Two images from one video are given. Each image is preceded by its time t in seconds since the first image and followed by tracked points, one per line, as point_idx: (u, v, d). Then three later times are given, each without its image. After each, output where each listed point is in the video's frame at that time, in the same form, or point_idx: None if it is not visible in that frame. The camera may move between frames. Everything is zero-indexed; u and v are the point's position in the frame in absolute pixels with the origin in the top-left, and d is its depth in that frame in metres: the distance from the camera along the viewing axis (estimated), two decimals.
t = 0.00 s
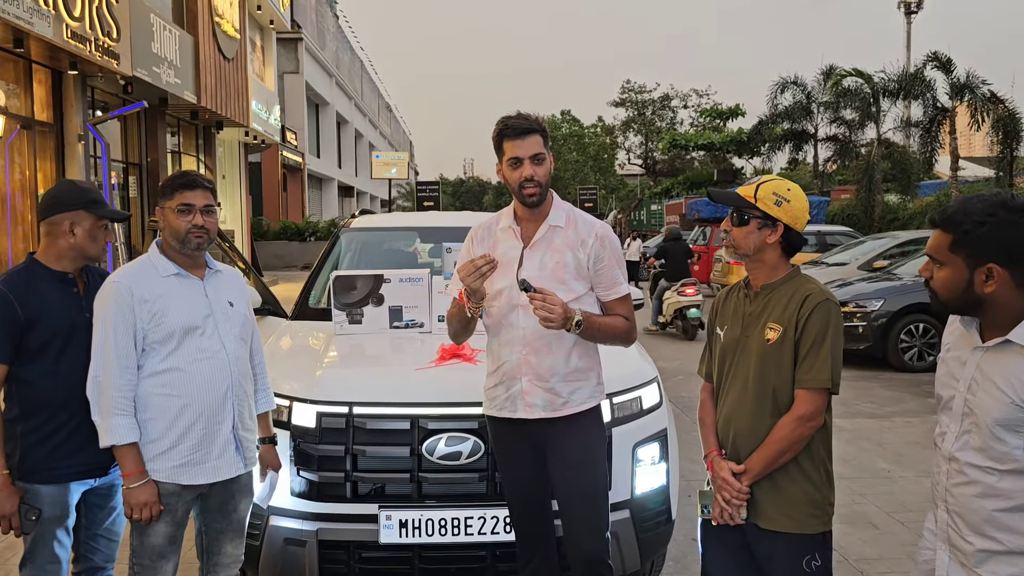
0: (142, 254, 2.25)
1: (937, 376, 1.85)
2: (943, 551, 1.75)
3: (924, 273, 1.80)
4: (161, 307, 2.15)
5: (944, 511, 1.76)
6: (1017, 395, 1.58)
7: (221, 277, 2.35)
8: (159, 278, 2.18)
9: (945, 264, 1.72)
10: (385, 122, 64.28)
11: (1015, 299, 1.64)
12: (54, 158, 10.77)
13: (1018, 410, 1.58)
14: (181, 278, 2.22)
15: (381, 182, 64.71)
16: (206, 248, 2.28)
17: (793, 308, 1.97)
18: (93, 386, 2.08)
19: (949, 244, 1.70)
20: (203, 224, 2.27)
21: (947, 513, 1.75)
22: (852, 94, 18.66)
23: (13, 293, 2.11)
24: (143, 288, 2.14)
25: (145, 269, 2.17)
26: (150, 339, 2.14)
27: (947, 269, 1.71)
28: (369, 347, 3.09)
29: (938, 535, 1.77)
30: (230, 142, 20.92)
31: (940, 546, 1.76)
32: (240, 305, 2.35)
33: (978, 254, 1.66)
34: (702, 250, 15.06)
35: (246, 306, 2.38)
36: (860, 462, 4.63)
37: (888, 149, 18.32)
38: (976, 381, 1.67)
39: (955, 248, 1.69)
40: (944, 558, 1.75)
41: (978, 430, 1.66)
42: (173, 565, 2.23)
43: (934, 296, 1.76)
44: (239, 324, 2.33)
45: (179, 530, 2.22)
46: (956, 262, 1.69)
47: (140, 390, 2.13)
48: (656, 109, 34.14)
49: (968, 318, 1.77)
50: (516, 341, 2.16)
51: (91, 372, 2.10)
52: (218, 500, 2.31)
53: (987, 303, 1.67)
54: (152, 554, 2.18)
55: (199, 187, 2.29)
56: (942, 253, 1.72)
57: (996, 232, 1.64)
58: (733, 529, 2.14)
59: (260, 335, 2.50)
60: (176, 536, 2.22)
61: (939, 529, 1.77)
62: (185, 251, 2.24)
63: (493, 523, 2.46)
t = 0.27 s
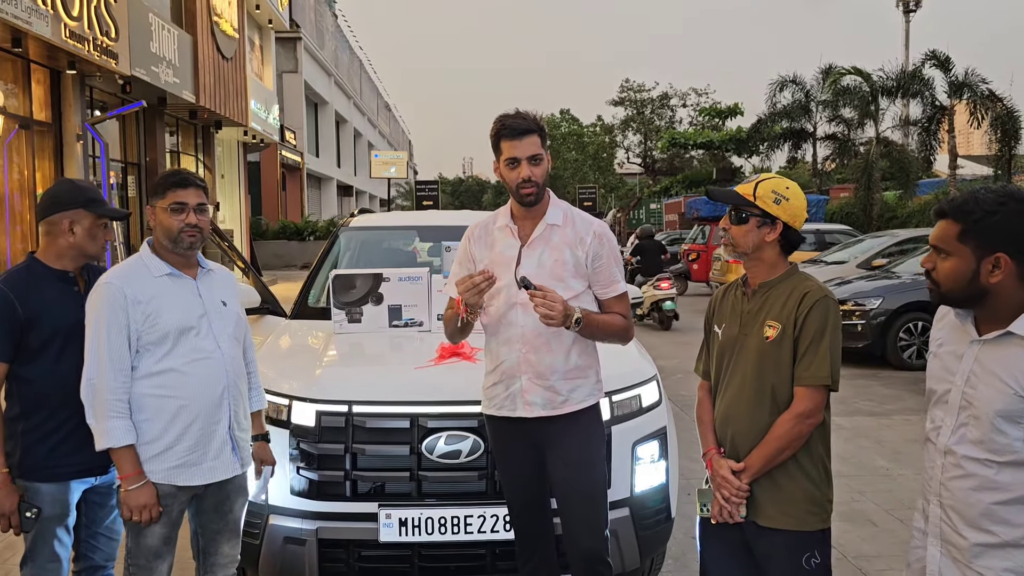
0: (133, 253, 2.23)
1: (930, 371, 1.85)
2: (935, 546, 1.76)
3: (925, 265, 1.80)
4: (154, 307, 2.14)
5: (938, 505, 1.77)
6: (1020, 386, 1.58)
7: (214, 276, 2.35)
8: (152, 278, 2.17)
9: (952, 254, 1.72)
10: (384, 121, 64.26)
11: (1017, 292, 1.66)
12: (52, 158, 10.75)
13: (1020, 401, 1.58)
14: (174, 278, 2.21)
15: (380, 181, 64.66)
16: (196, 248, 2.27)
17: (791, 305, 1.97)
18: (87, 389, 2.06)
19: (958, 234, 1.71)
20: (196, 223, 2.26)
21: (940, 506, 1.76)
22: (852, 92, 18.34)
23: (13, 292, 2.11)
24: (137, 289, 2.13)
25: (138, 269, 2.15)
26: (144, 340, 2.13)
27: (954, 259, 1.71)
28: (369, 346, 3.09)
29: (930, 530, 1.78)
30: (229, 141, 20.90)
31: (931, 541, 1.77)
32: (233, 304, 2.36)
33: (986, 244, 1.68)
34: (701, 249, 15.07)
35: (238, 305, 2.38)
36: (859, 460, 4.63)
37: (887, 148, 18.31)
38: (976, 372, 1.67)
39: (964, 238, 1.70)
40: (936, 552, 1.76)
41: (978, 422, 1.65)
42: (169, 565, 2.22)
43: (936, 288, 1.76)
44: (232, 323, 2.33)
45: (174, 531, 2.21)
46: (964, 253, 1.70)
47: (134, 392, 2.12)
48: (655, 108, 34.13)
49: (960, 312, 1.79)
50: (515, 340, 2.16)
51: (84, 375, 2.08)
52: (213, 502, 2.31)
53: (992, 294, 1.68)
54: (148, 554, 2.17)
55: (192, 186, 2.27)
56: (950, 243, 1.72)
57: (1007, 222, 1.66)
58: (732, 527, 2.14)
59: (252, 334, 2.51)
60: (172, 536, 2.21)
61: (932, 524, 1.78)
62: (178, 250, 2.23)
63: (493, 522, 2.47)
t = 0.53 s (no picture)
0: (123, 256, 2.20)
1: (915, 364, 1.89)
2: (919, 534, 1.80)
3: (914, 256, 1.82)
4: (146, 311, 2.12)
5: (923, 494, 1.79)
6: (1005, 375, 1.62)
7: (204, 277, 2.33)
8: (144, 281, 2.14)
9: (943, 245, 1.74)
10: (384, 122, 64.26)
11: (1004, 282, 1.70)
12: (52, 158, 10.75)
13: (1005, 390, 1.62)
14: (166, 281, 2.18)
15: (381, 182, 64.68)
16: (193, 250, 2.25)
17: (793, 304, 1.97)
18: (79, 396, 2.03)
19: (950, 224, 1.73)
20: (198, 226, 2.25)
21: (926, 497, 1.78)
22: (852, 92, 18.30)
23: (13, 293, 2.11)
24: (128, 293, 2.10)
25: (129, 273, 2.13)
26: (138, 343, 2.11)
27: (945, 250, 1.74)
28: (370, 346, 3.09)
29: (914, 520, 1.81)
30: (229, 142, 20.91)
31: (915, 530, 1.80)
32: (225, 305, 2.35)
33: (977, 234, 1.70)
34: (701, 249, 15.07)
35: (230, 306, 2.37)
36: (859, 459, 4.64)
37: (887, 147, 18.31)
38: (962, 362, 1.71)
39: (955, 229, 1.72)
40: (919, 541, 1.79)
41: (963, 410, 1.69)
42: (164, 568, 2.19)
43: (926, 279, 1.78)
44: (226, 324, 2.32)
45: (170, 533, 2.19)
46: (955, 243, 1.72)
47: (128, 395, 2.10)
48: (655, 108, 34.16)
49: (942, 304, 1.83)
50: (514, 341, 2.16)
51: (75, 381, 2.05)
52: (209, 504, 2.28)
53: (982, 283, 1.71)
54: (144, 557, 2.14)
55: (193, 189, 2.24)
56: (941, 234, 1.74)
57: (998, 212, 1.69)
58: (732, 527, 2.14)
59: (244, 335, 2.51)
60: (168, 538, 2.19)
61: (917, 516, 1.80)
62: (173, 253, 2.20)
63: (494, 522, 2.47)
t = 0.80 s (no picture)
0: (110, 261, 2.13)
1: (900, 358, 1.89)
2: (908, 527, 1.78)
3: (903, 251, 1.81)
4: (138, 316, 2.06)
5: (911, 485, 1.78)
6: (987, 365, 1.64)
7: (192, 278, 2.27)
8: (134, 286, 2.08)
9: (932, 239, 1.73)
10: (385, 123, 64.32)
11: (990, 275, 1.70)
12: (54, 160, 10.78)
13: (987, 379, 1.63)
14: (155, 284, 2.13)
15: (382, 183, 64.73)
16: (187, 254, 2.19)
17: (796, 304, 1.97)
18: (73, 406, 1.98)
19: (939, 218, 1.72)
20: (196, 232, 2.19)
21: (915, 488, 1.77)
22: (853, 92, 18.17)
23: (13, 296, 2.12)
24: (118, 299, 2.04)
25: (118, 278, 2.06)
26: (130, 349, 2.06)
27: (935, 243, 1.72)
28: (372, 347, 3.10)
29: (903, 512, 1.80)
30: (230, 143, 20.92)
31: (904, 522, 1.79)
32: (215, 305, 2.30)
33: (965, 227, 1.70)
34: (702, 249, 15.06)
35: (219, 305, 2.33)
36: (861, 459, 4.64)
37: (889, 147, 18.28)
38: (945, 354, 1.72)
39: (945, 222, 1.72)
40: (908, 534, 1.78)
41: (946, 402, 1.70)
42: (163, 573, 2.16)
43: (916, 273, 1.76)
44: (217, 324, 2.28)
45: (169, 537, 2.16)
46: (945, 237, 1.71)
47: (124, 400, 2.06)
48: (656, 108, 34.17)
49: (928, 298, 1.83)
50: (516, 344, 2.16)
51: (68, 390, 1.99)
52: (208, 506, 2.26)
53: (969, 276, 1.70)
54: (142, 562, 2.11)
55: (189, 194, 2.17)
56: (931, 228, 1.73)
57: (985, 206, 1.70)
58: (733, 527, 2.14)
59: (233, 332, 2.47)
60: (167, 542, 2.16)
61: (906, 508, 1.79)
62: (167, 256, 2.15)
63: (495, 523, 2.47)
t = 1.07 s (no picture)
0: (99, 265, 2.11)
1: (898, 356, 1.88)
2: (907, 524, 1.78)
3: (903, 251, 1.81)
4: (130, 320, 2.06)
5: (910, 483, 1.78)
6: (984, 362, 1.64)
7: (181, 282, 2.28)
8: (125, 291, 2.08)
9: (932, 237, 1.73)
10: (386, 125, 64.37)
11: (988, 273, 1.70)
12: (55, 162, 10.79)
13: (984, 375, 1.64)
14: (146, 288, 2.12)
15: (383, 185, 64.78)
16: (182, 259, 2.20)
17: (797, 306, 1.97)
18: (68, 412, 1.98)
19: (938, 217, 1.73)
20: (190, 238, 2.20)
21: (913, 486, 1.77)
22: (854, 93, 18.29)
23: (11, 299, 2.13)
24: (110, 304, 2.04)
25: (109, 283, 2.05)
26: (123, 354, 2.06)
27: (934, 242, 1.72)
28: (372, 349, 3.10)
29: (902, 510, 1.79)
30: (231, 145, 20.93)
31: (903, 520, 1.78)
32: (204, 309, 2.30)
33: (964, 225, 1.70)
34: (703, 251, 15.06)
35: (208, 309, 2.33)
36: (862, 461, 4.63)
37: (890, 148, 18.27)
38: (943, 352, 1.72)
39: (943, 221, 1.72)
40: (908, 531, 1.78)
41: (945, 398, 1.70)
42: None
43: (916, 273, 1.76)
44: (207, 327, 2.28)
45: (165, 542, 2.17)
46: (944, 235, 1.72)
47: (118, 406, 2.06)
48: (657, 110, 34.19)
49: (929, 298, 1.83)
50: (507, 346, 2.16)
51: (62, 396, 1.99)
52: (205, 510, 2.26)
53: (968, 273, 1.71)
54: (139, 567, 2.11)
55: (184, 199, 2.17)
56: (930, 227, 1.73)
57: (983, 205, 1.70)
58: (734, 527, 2.14)
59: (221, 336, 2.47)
60: (163, 547, 2.16)
61: (904, 504, 1.78)
62: (159, 261, 2.14)
63: (496, 525, 2.47)
